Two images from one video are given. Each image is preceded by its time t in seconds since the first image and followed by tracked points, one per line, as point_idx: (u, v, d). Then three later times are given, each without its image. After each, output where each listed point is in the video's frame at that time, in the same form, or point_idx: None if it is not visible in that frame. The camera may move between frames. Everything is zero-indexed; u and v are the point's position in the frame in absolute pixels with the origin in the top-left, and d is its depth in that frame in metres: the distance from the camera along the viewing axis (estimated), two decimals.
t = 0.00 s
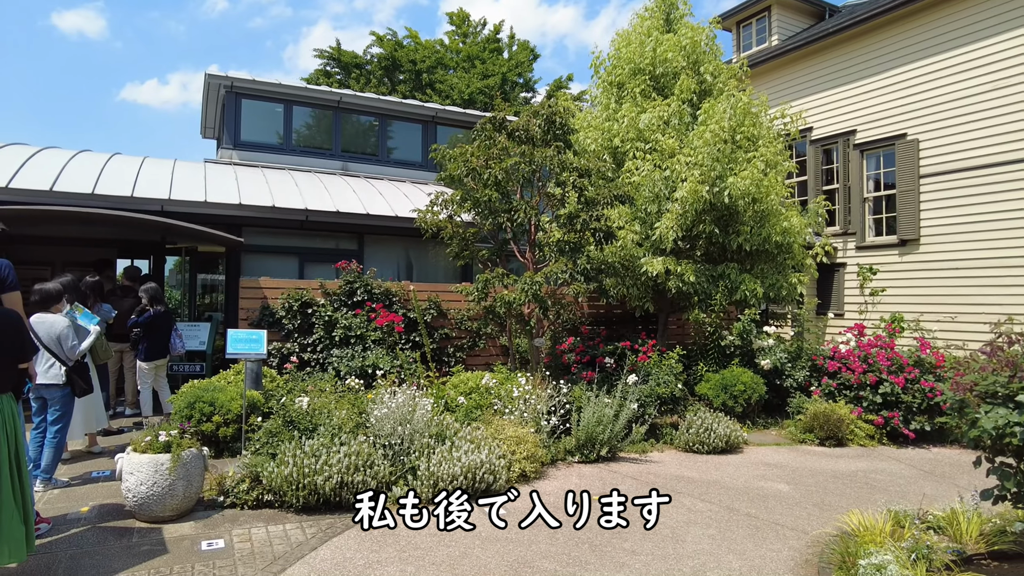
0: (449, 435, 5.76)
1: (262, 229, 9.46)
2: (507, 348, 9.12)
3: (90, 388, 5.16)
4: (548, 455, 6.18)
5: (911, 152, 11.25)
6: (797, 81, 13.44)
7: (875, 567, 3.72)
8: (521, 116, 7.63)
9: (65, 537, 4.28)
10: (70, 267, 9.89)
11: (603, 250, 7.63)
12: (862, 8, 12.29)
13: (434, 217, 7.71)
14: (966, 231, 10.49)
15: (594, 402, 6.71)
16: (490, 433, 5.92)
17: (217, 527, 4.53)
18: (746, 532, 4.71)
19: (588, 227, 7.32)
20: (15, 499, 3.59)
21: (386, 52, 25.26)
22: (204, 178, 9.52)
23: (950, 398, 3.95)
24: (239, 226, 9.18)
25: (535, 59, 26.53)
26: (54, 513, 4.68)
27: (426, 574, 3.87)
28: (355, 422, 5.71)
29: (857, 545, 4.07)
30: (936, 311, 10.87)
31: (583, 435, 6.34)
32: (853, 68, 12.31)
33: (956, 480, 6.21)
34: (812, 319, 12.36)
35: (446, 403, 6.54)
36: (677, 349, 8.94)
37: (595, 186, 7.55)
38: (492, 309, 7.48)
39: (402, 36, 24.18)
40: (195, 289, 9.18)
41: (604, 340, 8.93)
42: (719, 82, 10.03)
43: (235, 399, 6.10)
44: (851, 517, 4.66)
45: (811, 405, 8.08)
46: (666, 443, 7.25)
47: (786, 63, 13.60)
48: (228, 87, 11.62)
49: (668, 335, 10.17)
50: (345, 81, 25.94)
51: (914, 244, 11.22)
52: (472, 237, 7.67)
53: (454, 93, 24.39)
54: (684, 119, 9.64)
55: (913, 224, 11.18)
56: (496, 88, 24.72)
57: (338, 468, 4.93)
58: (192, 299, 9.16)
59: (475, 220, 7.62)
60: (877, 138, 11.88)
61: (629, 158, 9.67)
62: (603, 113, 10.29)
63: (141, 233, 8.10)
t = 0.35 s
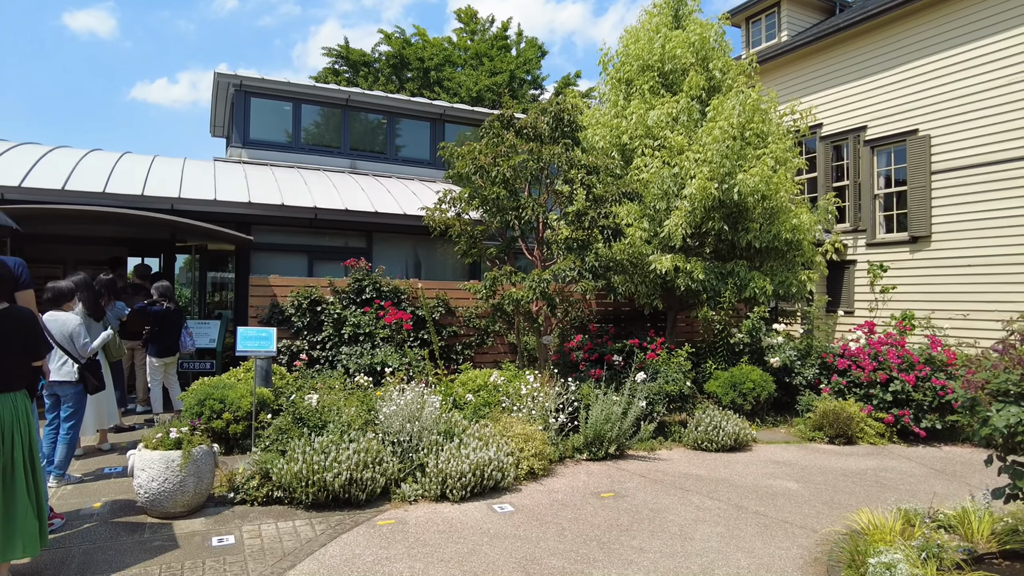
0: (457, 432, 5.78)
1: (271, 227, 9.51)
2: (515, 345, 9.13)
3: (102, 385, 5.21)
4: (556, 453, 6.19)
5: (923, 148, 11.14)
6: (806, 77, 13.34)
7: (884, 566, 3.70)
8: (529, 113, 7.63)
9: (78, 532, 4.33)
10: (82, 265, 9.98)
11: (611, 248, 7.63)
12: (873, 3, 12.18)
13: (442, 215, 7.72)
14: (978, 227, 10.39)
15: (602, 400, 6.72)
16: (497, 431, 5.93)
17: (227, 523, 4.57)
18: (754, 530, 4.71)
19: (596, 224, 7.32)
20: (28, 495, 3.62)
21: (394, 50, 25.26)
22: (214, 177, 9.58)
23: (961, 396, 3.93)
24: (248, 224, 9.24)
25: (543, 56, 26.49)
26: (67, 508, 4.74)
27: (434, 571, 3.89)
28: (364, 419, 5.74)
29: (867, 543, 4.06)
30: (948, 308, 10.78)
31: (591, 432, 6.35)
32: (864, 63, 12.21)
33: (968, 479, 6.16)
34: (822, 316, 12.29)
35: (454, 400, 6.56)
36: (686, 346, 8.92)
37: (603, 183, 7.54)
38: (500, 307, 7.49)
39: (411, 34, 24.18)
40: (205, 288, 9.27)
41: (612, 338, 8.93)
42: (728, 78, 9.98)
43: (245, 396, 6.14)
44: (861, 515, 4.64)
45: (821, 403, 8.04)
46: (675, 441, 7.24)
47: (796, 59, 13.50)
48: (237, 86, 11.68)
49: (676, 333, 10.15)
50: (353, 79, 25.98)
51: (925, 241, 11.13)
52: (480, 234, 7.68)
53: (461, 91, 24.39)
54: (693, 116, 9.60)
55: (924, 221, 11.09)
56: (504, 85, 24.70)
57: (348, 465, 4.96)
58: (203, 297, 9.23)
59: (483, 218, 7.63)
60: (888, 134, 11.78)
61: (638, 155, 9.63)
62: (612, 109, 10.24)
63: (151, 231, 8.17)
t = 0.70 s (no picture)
0: (461, 432, 5.79)
1: (276, 227, 9.54)
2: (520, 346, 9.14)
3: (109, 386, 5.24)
4: (561, 453, 6.19)
5: (930, 147, 11.08)
6: (812, 76, 13.29)
7: (890, 567, 3.68)
8: (534, 113, 7.64)
9: (84, 531, 4.36)
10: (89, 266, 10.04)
11: (616, 248, 7.62)
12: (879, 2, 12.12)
13: (447, 215, 7.72)
14: (986, 226, 10.32)
15: (607, 400, 6.71)
16: (502, 431, 5.94)
17: (233, 523, 4.59)
18: (759, 530, 4.69)
19: (601, 224, 7.30)
20: (35, 496, 3.64)
21: (399, 50, 25.26)
22: (219, 178, 9.62)
23: (966, 397, 3.91)
24: (254, 224, 9.27)
25: (548, 56, 26.48)
26: (74, 508, 4.77)
27: (438, 571, 3.90)
28: (368, 419, 5.76)
29: (872, 544, 4.05)
30: (955, 308, 10.72)
31: (596, 432, 6.35)
32: (870, 62, 12.15)
33: (974, 480, 6.13)
34: (828, 316, 12.24)
35: (458, 400, 6.57)
36: (691, 346, 8.89)
37: (608, 183, 7.54)
38: (504, 307, 7.49)
39: (416, 35, 24.21)
40: (211, 288, 9.31)
41: (616, 338, 8.92)
42: (733, 78, 9.95)
43: (250, 396, 6.16)
44: (866, 515, 4.62)
45: (827, 403, 8.01)
46: (680, 441, 7.23)
47: (801, 58, 13.44)
48: (242, 87, 11.71)
49: (681, 333, 10.13)
50: (358, 80, 26.01)
51: (932, 240, 11.08)
52: (484, 235, 7.68)
53: (466, 91, 24.39)
54: (698, 115, 9.58)
55: (931, 220, 11.03)
56: (509, 85, 24.69)
57: (352, 465, 4.97)
58: (208, 297, 9.28)
59: (487, 218, 7.64)
60: (894, 133, 11.72)
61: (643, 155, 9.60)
62: (617, 109, 10.22)
63: (157, 231, 8.21)
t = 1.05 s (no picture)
0: (464, 433, 5.79)
1: (279, 227, 9.56)
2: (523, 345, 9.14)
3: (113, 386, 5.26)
4: (564, 453, 6.19)
5: (935, 146, 11.04)
6: (815, 75, 13.24)
7: (894, 568, 3.67)
8: (537, 113, 7.64)
9: (88, 531, 4.38)
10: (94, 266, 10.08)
11: (619, 248, 7.63)
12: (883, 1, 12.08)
13: (450, 216, 7.73)
14: (992, 225, 10.27)
15: (610, 400, 6.71)
16: (504, 431, 5.94)
17: (236, 523, 4.60)
18: (763, 531, 4.69)
19: (604, 224, 7.30)
20: (40, 495, 3.67)
21: (402, 50, 25.28)
22: (223, 178, 9.65)
23: (971, 397, 3.90)
24: (257, 225, 9.29)
25: (551, 56, 26.49)
26: (78, 507, 4.79)
27: (441, 571, 3.90)
28: (371, 419, 5.77)
29: (876, 545, 4.03)
30: (959, 308, 10.68)
31: (599, 433, 6.35)
32: (874, 61, 12.11)
33: (979, 481, 6.11)
34: (832, 316, 12.21)
35: (461, 400, 6.58)
36: (695, 346, 8.85)
37: (611, 183, 7.54)
38: (508, 307, 7.50)
39: (419, 35, 24.22)
40: (214, 288, 9.33)
41: (620, 338, 8.92)
42: (737, 78, 9.93)
43: (254, 396, 6.18)
44: (870, 516, 4.61)
45: (831, 404, 7.98)
46: (683, 441, 7.22)
47: (805, 57, 13.41)
48: (246, 88, 11.74)
49: (685, 333, 10.13)
50: (362, 80, 26.06)
51: (937, 240, 11.04)
52: (487, 235, 7.69)
53: (470, 91, 24.41)
54: (701, 115, 9.57)
55: (935, 219, 10.99)
56: (512, 85, 24.71)
57: (355, 465, 4.98)
58: (212, 298, 9.31)
59: (490, 218, 7.65)
60: (898, 133, 11.67)
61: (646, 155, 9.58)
62: (620, 109, 10.21)
63: (161, 231, 8.24)
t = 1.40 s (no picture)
0: (464, 432, 5.78)
1: (281, 228, 9.58)
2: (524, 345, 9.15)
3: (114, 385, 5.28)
4: (564, 453, 6.18)
5: (937, 145, 11.00)
6: (817, 75, 13.21)
7: (894, 568, 3.66)
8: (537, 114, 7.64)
9: (88, 531, 4.39)
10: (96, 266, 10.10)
11: (620, 248, 7.62)
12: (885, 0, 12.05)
13: (451, 216, 7.73)
14: (995, 225, 10.22)
15: (611, 400, 6.71)
16: (504, 431, 5.93)
17: (236, 522, 4.61)
18: (763, 531, 4.67)
19: (605, 224, 7.29)
20: (41, 494, 3.67)
21: (404, 51, 25.31)
22: (225, 179, 9.66)
23: (971, 397, 3.89)
24: (259, 225, 9.31)
25: (553, 56, 26.50)
26: (79, 506, 4.80)
27: (440, 570, 3.89)
28: (371, 419, 5.78)
29: (877, 545, 4.02)
30: (962, 308, 10.65)
31: (599, 432, 6.34)
32: (876, 61, 12.08)
33: (981, 481, 6.09)
34: (834, 315, 12.19)
35: (461, 400, 6.58)
36: (697, 347, 8.78)
37: (612, 183, 7.55)
38: (508, 307, 7.50)
39: (421, 36, 24.24)
40: (216, 289, 9.33)
41: (621, 338, 8.91)
42: (738, 77, 9.92)
43: (254, 396, 6.20)
44: (871, 516, 4.59)
45: (832, 403, 7.96)
46: (684, 441, 7.21)
47: (807, 57, 13.37)
48: (248, 88, 11.76)
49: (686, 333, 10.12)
50: (364, 81, 26.10)
51: (940, 240, 10.99)
52: (488, 235, 7.68)
53: (472, 91, 24.43)
54: (703, 115, 9.56)
55: (937, 219, 10.97)
56: (514, 85, 24.73)
57: (355, 465, 4.98)
58: (214, 298, 9.32)
59: (491, 218, 7.65)
60: (901, 133, 11.64)
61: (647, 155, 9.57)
62: (621, 109, 10.20)
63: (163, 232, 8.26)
